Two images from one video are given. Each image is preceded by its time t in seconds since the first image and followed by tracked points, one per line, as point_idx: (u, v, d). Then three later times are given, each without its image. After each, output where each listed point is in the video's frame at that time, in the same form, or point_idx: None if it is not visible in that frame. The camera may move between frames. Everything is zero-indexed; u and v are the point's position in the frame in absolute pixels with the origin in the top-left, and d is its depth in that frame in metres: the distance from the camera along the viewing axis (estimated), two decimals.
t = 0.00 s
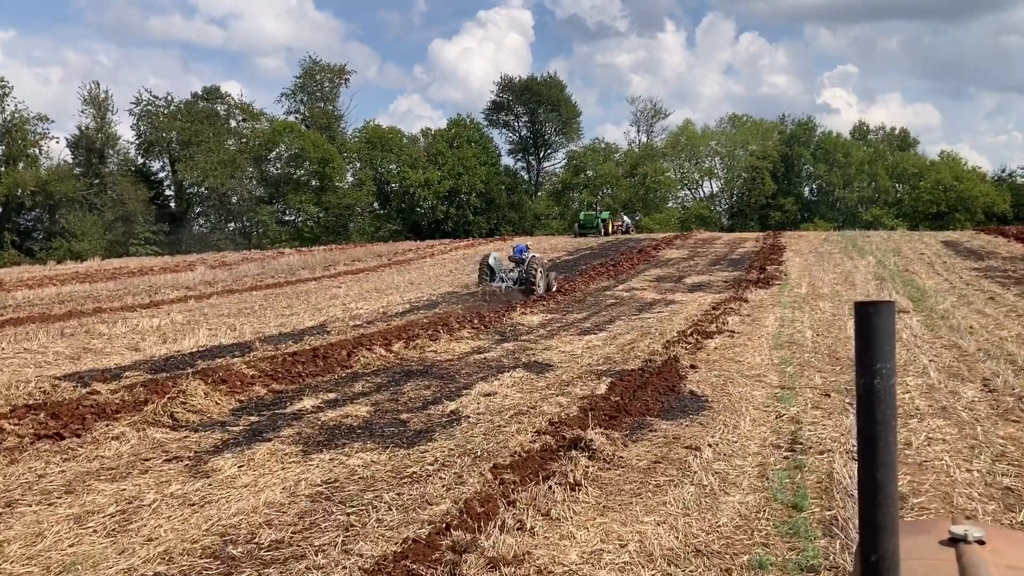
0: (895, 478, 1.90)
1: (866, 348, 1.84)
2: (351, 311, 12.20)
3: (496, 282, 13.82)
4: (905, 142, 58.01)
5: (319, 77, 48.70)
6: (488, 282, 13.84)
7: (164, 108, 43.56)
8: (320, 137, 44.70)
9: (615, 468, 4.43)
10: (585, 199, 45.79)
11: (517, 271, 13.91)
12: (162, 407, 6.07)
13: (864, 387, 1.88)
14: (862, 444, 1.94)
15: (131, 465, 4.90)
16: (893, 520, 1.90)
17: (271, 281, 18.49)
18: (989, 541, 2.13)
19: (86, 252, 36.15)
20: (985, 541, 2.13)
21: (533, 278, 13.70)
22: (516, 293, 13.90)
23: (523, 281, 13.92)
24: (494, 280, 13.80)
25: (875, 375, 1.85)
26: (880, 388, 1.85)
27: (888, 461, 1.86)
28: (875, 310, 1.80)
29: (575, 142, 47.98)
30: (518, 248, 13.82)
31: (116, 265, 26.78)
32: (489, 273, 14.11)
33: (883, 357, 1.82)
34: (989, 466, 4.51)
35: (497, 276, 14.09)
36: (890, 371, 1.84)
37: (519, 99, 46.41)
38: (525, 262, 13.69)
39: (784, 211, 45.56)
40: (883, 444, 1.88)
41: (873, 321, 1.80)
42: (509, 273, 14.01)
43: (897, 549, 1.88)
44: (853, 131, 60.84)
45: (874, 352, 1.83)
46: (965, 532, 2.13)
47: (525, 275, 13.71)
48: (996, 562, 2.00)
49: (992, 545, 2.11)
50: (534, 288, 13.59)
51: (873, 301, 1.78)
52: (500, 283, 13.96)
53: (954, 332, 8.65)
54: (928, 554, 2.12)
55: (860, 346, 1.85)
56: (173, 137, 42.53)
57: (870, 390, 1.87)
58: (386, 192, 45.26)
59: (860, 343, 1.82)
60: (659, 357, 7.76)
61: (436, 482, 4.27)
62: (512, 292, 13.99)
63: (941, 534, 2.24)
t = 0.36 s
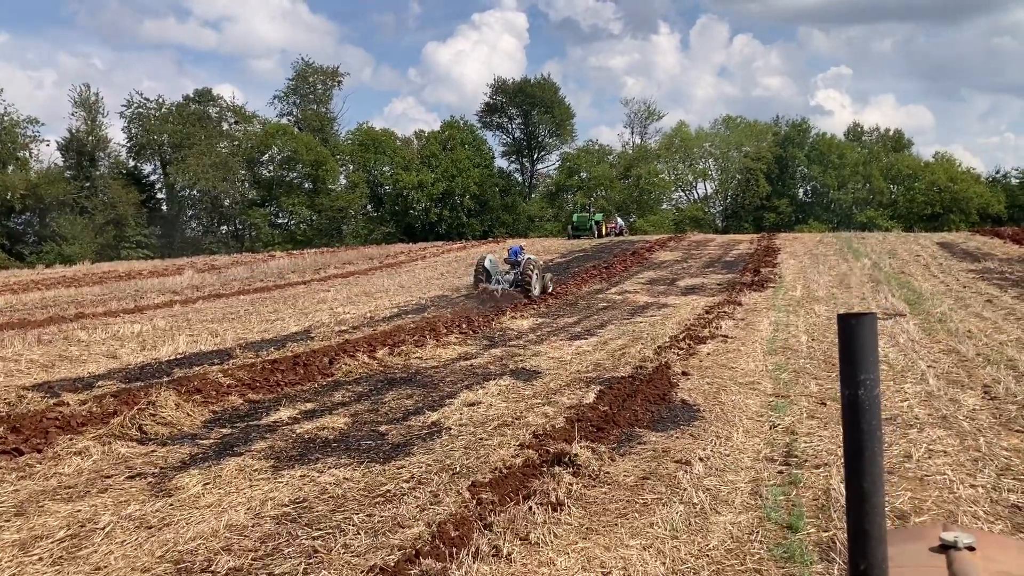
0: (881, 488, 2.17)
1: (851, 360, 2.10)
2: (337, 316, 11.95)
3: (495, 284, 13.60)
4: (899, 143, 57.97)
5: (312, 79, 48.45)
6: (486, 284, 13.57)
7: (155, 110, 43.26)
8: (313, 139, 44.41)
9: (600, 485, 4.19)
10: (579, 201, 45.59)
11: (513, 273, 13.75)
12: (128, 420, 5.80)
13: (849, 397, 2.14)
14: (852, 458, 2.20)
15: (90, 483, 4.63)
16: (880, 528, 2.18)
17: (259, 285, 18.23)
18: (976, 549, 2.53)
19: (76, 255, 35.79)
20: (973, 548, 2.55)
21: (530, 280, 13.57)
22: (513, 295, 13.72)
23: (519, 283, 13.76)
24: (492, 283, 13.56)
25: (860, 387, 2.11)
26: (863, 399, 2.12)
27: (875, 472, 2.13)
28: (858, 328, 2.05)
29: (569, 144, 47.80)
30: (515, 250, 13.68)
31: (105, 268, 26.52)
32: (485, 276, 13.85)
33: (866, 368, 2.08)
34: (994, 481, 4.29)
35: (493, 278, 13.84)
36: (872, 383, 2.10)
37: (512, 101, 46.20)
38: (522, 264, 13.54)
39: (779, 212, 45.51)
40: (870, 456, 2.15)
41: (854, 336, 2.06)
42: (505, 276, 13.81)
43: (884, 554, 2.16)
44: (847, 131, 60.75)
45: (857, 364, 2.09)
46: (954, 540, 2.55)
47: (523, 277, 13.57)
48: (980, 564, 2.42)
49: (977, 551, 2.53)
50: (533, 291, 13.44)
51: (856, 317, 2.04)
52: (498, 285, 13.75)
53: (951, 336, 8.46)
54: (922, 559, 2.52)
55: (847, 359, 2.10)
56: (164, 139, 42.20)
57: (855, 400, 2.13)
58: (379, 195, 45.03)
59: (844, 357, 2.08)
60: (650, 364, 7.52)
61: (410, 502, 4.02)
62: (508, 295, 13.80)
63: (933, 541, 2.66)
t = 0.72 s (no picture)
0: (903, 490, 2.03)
1: (873, 359, 2.01)
2: (321, 318, 11.67)
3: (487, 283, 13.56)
4: (892, 144, 58.04)
5: (303, 78, 48.11)
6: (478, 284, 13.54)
7: (144, 109, 42.74)
8: (304, 139, 44.01)
9: (581, 499, 3.94)
10: (572, 202, 45.40)
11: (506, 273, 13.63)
12: (89, 428, 5.51)
13: (871, 397, 2.04)
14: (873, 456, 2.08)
15: (39, 498, 4.35)
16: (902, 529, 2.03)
17: (244, 286, 17.91)
18: (995, 552, 2.08)
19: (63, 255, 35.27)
20: (992, 552, 2.09)
21: (523, 280, 13.41)
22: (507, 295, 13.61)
23: (512, 283, 13.64)
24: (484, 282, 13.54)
25: (882, 387, 2.01)
26: (885, 398, 2.01)
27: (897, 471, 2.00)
28: (881, 324, 1.96)
29: (562, 144, 47.56)
30: (507, 250, 13.54)
31: (91, 268, 26.12)
32: (479, 275, 13.83)
33: (889, 368, 1.99)
34: (1000, 496, 4.06)
35: (488, 278, 13.83)
36: (894, 382, 2.01)
37: (505, 101, 45.95)
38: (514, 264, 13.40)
39: (772, 213, 45.46)
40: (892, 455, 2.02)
41: (878, 337, 1.97)
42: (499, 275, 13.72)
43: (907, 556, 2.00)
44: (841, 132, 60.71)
45: (880, 363, 2.00)
46: (968, 542, 2.11)
47: (515, 277, 13.41)
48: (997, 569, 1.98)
49: (995, 555, 2.07)
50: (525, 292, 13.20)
51: (879, 315, 1.95)
52: (491, 285, 13.71)
53: (949, 340, 8.25)
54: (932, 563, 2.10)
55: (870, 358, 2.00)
56: (154, 139, 41.66)
57: (878, 401, 2.02)
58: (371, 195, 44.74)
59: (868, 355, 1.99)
60: (639, 369, 7.28)
61: (378, 520, 3.75)
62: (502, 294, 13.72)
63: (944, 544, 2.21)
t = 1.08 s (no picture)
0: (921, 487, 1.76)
1: (891, 351, 1.68)
2: (302, 321, 11.38)
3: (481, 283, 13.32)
4: (883, 147, 58.15)
5: (293, 78, 47.74)
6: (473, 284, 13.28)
7: (132, 109, 42.22)
8: (293, 139, 43.63)
9: (558, 518, 3.70)
10: (563, 204, 45.24)
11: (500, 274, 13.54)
12: (42, 439, 5.21)
13: (890, 393, 1.73)
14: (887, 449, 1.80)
15: None
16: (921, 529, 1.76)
17: (226, 287, 17.58)
18: (1007, 551, 1.86)
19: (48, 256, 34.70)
20: (1004, 553, 1.86)
21: (517, 281, 13.39)
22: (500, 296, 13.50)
23: (505, 284, 13.56)
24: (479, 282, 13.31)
25: (901, 383, 1.69)
26: (905, 396, 1.70)
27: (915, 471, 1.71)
28: (899, 317, 1.63)
29: (553, 146, 47.42)
30: (501, 250, 13.48)
31: (74, 269, 25.66)
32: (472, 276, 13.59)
33: (907, 363, 1.66)
34: (1002, 514, 3.86)
35: (480, 278, 13.54)
36: (915, 378, 1.68)
37: (496, 102, 45.72)
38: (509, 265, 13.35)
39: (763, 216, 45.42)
40: (909, 452, 1.73)
41: (897, 327, 1.64)
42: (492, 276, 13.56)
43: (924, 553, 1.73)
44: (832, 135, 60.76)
45: (899, 357, 1.67)
46: (977, 540, 1.89)
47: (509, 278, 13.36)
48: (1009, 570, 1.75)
49: (1008, 555, 1.84)
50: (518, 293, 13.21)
51: (896, 309, 1.62)
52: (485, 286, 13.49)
53: (943, 344, 8.04)
54: (936, 562, 1.88)
55: (886, 353, 1.68)
56: (142, 139, 41.10)
57: (896, 397, 1.72)
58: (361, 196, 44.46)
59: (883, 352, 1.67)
60: (625, 375, 7.04)
61: (339, 542, 3.50)
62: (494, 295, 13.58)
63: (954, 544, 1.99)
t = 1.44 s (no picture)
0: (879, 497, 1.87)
1: (846, 363, 1.82)
2: (281, 323, 11.09)
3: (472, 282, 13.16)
4: (874, 146, 58.27)
5: (283, 77, 47.38)
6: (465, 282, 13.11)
7: (121, 107, 41.69)
8: (283, 138, 43.21)
9: (527, 539, 3.49)
10: (554, 203, 45.09)
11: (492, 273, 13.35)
12: None
13: (846, 404, 1.86)
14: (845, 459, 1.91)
15: None
16: (877, 534, 1.86)
17: (208, 288, 17.26)
18: (971, 556, 1.91)
19: (35, 255, 34.28)
20: (967, 557, 1.91)
21: (509, 280, 13.18)
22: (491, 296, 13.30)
23: (497, 284, 13.35)
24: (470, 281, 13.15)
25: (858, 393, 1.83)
26: (860, 405, 1.83)
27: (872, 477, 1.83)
28: (856, 326, 1.76)
29: (544, 145, 47.20)
30: (493, 249, 13.29)
31: (57, 269, 25.20)
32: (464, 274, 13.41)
33: (863, 374, 1.81)
34: (999, 532, 3.68)
35: (472, 278, 13.28)
36: (870, 389, 1.82)
37: (487, 101, 45.50)
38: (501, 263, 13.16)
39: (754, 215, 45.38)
40: (865, 460, 1.84)
41: (853, 340, 1.78)
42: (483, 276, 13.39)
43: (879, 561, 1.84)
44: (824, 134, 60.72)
45: (855, 368, 1.81)
46: (943, 545, 1.93)
47: (501, 277, 13.16)
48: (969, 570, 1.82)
49: (971, 560, 1.89)
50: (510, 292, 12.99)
51: (852, 317, 1.75)
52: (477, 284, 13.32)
53: (934, 347, 7.85)
54: (900, 568, 1.92)
55: (843, 362, 1.81)
56: (130, 138, 40.52)
57: (852, 408, 1.84)
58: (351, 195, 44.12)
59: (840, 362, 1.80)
60: (607, 380, 6.81)
61: (289, 569, 3.26)
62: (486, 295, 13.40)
63: (920, 548, 2.04)
